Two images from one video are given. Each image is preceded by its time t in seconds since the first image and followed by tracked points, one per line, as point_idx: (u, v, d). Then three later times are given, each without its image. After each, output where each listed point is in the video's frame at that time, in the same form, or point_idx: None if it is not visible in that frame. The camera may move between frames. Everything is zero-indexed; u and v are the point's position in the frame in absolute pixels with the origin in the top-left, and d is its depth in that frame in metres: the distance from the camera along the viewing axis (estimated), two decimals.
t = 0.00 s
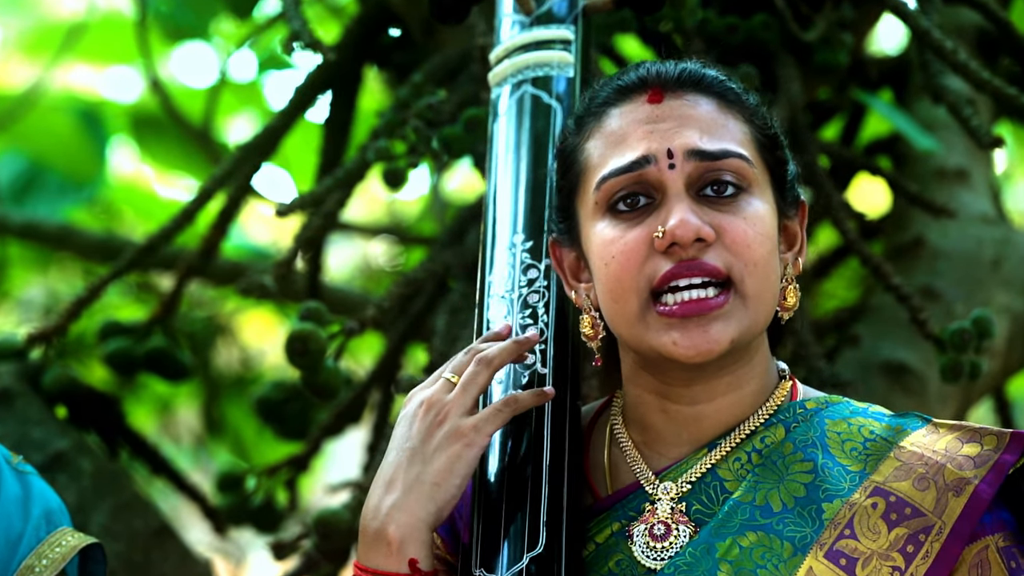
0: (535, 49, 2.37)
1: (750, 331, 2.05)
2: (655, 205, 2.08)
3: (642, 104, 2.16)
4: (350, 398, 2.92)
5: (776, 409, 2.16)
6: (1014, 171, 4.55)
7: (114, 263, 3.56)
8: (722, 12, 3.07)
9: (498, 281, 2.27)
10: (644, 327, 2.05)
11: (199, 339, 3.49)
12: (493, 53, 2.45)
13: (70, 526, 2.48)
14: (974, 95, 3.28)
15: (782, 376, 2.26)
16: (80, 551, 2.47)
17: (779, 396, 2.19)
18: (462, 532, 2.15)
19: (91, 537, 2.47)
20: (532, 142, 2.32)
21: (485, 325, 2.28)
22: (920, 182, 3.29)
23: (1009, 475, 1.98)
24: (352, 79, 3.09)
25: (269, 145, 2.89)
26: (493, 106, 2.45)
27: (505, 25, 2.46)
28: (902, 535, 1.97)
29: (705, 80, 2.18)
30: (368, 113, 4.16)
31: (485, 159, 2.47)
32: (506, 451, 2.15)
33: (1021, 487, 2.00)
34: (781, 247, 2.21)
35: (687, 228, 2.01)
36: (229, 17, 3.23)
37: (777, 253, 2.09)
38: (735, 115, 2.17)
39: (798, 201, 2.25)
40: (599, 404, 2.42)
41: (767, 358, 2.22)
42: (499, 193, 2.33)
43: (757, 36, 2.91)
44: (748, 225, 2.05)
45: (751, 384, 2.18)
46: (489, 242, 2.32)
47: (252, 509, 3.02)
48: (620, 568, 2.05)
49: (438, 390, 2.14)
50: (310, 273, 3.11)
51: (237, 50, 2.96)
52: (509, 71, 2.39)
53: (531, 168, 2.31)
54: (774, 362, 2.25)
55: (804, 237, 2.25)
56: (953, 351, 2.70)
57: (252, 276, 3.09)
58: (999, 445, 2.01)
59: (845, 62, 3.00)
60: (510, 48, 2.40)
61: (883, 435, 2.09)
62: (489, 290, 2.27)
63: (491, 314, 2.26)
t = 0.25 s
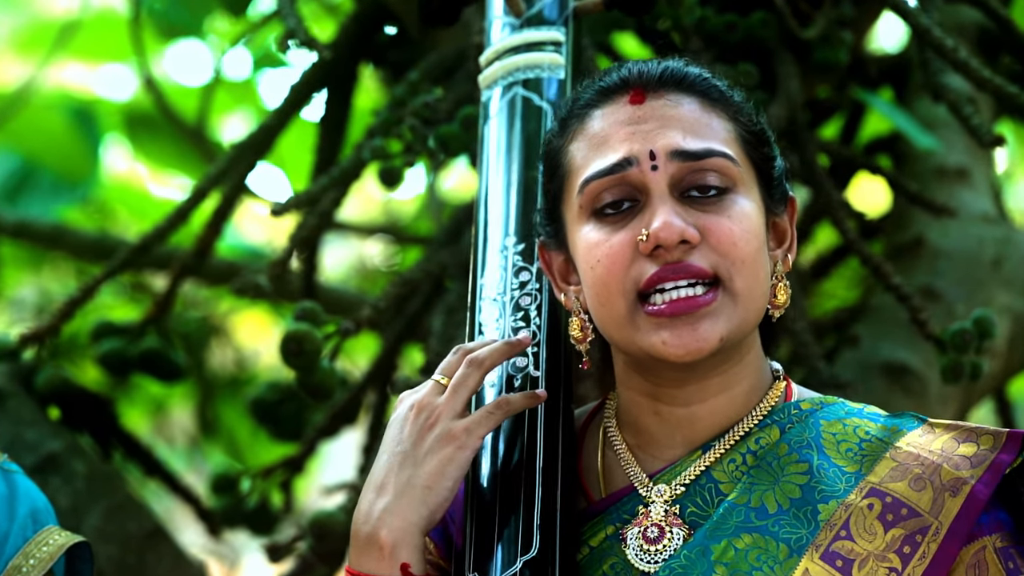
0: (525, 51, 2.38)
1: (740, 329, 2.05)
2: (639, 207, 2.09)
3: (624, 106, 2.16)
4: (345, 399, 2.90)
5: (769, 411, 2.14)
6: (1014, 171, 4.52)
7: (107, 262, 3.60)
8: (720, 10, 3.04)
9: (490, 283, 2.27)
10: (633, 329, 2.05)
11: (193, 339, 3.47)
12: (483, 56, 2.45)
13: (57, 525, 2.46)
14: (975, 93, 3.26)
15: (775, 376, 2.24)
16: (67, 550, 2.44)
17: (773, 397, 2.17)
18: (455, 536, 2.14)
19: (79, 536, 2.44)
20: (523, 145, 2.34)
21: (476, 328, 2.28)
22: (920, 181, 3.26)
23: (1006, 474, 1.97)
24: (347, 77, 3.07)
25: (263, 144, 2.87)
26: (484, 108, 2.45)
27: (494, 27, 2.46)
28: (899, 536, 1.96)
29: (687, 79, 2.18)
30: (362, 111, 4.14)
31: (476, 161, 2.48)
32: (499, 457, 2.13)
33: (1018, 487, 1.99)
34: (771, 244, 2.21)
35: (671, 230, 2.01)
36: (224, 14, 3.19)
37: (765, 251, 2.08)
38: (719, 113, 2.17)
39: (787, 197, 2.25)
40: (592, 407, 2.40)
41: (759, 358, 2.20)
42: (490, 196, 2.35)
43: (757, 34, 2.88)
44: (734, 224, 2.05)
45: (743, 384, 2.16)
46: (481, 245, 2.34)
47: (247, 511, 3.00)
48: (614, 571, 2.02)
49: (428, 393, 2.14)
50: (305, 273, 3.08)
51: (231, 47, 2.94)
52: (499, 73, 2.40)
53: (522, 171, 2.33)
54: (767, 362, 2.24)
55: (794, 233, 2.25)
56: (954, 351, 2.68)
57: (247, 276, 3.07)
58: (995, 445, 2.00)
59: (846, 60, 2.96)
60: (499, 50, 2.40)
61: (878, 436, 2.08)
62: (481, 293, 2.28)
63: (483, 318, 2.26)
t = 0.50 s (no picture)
0: (514, 52, 2.34)
1: (729, 329, 2.01)
2: (625, 206, 2.06)
3: (610, 104, 2.13)
4: (336, 401, 2.85)
5: (763, 413, 2.09)
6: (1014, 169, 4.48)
7: (94, 262, 3.56)
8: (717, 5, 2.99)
9: (480, 287, 2.23)
10: (620, 330, 2.01)
11: (180, 340, 3.47)
12: (471, 58, 2.41)
13: (38, 525, 2.41)
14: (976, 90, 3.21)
15: (769, 376, 2.20)
16: (49, 551, 2.40)
17: (766, 399, 2.12)
18: (445, 542, 2.09)
19: (61, 536, 2.40)
20: (512, 147, 2.30)
21: (466, 332, 2.23)
22: (920, 180, 3.22)
23: (1004, 475, 1.93)
24: (338, 73, 3.02)
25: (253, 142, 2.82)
26: (472, 110, 2.42)
27: (483, 29, 2.41)
28: (896, 538, 1.91)
29: (674, 75, 2.14)
30: (354, 108, 4.11)
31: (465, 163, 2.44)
32: (489, 462, 2.08)
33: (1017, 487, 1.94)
34: (762, 241, 2.17)
35: (657, 229, 1.97)
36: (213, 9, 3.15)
37: (755, 249, 2.04)
38: (707, 109, 2.13)
39: (779, 194, 2.20)
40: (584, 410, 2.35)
41: (752, 358, 2.15)
42: (479, 198, 2.32)
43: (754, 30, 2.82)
44: (723, 222, 2.01)
45: (735, 385, 2.11)
46: (469, 248, 2.29)
47: (236, 515, 2.95)
48: None
49: (416, 395, 2.09)
50: (295, 273, 3.03)
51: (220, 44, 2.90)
52: (488, 75, 2.35)
53: (511, 172, 2.29)
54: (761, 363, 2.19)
55: (786, 230, 2.21)
56: (954, 352, 2.64)
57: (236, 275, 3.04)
58: (992, 445, 1.95)
59: (844, 57, 2.92)
60: (488, 52, 2.36)
61: (874, 437, 2.03)
62: (471, 297, 2.23)
63: (472, 321, 2.22)
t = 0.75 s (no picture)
0: (514, 52, 2.31)
1: (726, 330, 1.98)
2: (621, 205, 2.02)
3: (607, 102, 2.10)
4: (332, 403, 2.81)
5: (765, 415, 2.07)
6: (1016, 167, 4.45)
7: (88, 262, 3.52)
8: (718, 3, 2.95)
9: (479, 288, 2.20)
10: (616, 330, 1.98)
11: (175, 341, 3.44)
12: (470, 58, 2.38)
13: (30, 527, 2.38)
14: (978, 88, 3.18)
15: (771, 378, 2.17)
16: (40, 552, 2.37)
17: (768, 401, 2.09)
18: (444, 545, 2.06)
19: (52, 538, 2.36)
20: (512, 147, 2.26)
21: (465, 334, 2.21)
22: (922, 179, 3.18)
23: (1008, 479, 1.90)
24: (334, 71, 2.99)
25: (247, 141, 2.78)
26: (471, 110, 2.38)
27: (482, 29, 2.38)
28: (899, 542, 1.88)
29: (673, 73, 2.11)
30: (350, 106, 4.08)
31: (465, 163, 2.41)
32: (489, 463, 2.06)
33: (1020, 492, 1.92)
34: (763, 241, 2.13)
35: (651, 229, 1.94)
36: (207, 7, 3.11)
37: (753, 249, 2.01)
38: (705, 107, 2.10)
39: (780, 193, 2.17)
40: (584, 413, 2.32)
41: (753, 360, 2.12)
42: (478, 199, 2.28)
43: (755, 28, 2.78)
44: (719, 222, 1.98)
45: (736, 388, 2.08)
46: (468, 249, 2.26)
47: (231, 518, 2.91)
48: None
49: (409, 395, 2.07)
50: (291, 273, 3.00)
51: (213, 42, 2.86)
52: (487, 75, 2.32)
53: (510, 172, 2.26)
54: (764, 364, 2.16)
55: (788, 230, 2.17)
56: (957, 353, 2.61)
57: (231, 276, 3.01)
58: (997, 448, 1.92)
59: (846, 55, 2.89)
60: (487, 52, 2.33)
61: (878, 440, 2.00)
62: (470, 298, 2.21)
63: (471, 323, 2.19)
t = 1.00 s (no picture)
0: (518, 48, 2.25)
1: (740, 331, 1.98)
2: (637, 202, 2.03)
3: (625, 96, 2.09)
4: (330, 405, 2.75)
5: (772, 417, 2.06)
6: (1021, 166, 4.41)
7: (80, 261, 3.48)
8: None
9: (482, 288, 2.16)
10: (628, 330, 1.98)
11: (168, 342, 3.39)
12: (472, 54, 2.32)
13: (23, 531, 2.33)
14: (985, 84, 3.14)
15: (779, 380, 2.15)
16: (33, 558, 2.32)
17: (775, 403, 2.08)
18: (445, 547, 2.05)
19: (45, 542, 2.32)
20: (517, 145, 2.22)
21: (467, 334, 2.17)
22: (928, 177, 3.14)
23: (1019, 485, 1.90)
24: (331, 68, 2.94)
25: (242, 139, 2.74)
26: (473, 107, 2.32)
27: (486, 24, 2.33)
28: (908, 548, 1.88)
29: (693, 70, 2.10)
30: (346, 104, 4.05)
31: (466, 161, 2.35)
32: (487, 470, 2.04)
33: None
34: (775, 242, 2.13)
35: (671, 227, 1.95)
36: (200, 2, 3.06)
37: (768, 251, 2.02)
38: (724, 106, 2.09)
39: (794, 195, 2.17)
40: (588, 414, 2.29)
41: (761, 362, 2.10)
42: (480, 198, 2.23)
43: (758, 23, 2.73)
44: (737, 222, 1.99)
45: (745, 390, 2.07)
46: (471, 249, 2.22)
47: (227, 521, 2.87)
48: None
49: (405, 393, 2.06)
50: (287, 273, 2.96)
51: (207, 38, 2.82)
52: (491, 71, 2.26)
53: (515, 171, 2.21)
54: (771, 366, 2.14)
55: (800, 231, 2.17)
56: (964, 354, 2.56)
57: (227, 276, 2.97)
58: (1008, 454, 1.92)
59: (850, 51, 2.84)
60: (491, 47, 2.27)
61: (886, 444, 2.00)
62: (472, 299, 2.16)
63: (473, 323, 2.16)
